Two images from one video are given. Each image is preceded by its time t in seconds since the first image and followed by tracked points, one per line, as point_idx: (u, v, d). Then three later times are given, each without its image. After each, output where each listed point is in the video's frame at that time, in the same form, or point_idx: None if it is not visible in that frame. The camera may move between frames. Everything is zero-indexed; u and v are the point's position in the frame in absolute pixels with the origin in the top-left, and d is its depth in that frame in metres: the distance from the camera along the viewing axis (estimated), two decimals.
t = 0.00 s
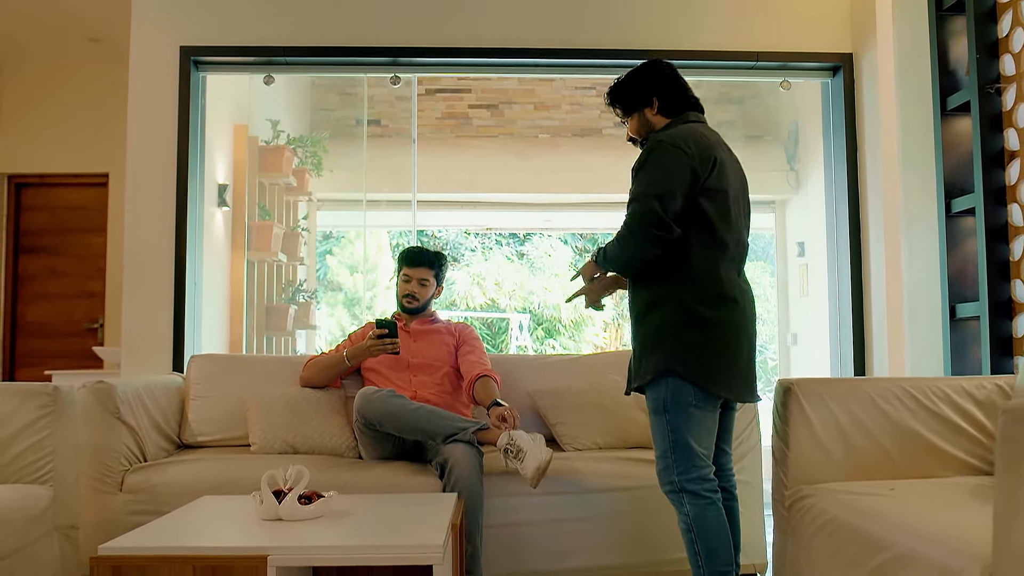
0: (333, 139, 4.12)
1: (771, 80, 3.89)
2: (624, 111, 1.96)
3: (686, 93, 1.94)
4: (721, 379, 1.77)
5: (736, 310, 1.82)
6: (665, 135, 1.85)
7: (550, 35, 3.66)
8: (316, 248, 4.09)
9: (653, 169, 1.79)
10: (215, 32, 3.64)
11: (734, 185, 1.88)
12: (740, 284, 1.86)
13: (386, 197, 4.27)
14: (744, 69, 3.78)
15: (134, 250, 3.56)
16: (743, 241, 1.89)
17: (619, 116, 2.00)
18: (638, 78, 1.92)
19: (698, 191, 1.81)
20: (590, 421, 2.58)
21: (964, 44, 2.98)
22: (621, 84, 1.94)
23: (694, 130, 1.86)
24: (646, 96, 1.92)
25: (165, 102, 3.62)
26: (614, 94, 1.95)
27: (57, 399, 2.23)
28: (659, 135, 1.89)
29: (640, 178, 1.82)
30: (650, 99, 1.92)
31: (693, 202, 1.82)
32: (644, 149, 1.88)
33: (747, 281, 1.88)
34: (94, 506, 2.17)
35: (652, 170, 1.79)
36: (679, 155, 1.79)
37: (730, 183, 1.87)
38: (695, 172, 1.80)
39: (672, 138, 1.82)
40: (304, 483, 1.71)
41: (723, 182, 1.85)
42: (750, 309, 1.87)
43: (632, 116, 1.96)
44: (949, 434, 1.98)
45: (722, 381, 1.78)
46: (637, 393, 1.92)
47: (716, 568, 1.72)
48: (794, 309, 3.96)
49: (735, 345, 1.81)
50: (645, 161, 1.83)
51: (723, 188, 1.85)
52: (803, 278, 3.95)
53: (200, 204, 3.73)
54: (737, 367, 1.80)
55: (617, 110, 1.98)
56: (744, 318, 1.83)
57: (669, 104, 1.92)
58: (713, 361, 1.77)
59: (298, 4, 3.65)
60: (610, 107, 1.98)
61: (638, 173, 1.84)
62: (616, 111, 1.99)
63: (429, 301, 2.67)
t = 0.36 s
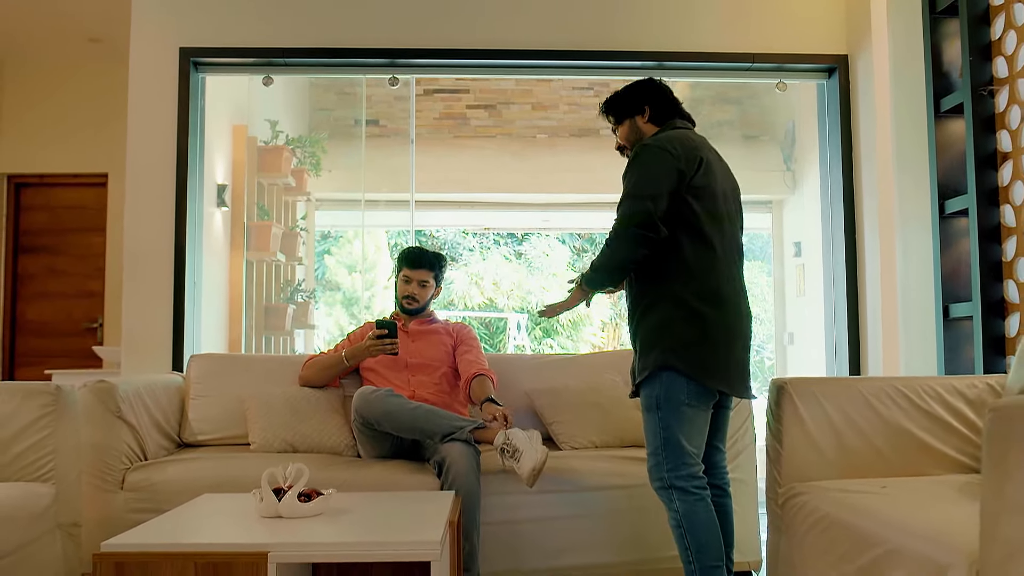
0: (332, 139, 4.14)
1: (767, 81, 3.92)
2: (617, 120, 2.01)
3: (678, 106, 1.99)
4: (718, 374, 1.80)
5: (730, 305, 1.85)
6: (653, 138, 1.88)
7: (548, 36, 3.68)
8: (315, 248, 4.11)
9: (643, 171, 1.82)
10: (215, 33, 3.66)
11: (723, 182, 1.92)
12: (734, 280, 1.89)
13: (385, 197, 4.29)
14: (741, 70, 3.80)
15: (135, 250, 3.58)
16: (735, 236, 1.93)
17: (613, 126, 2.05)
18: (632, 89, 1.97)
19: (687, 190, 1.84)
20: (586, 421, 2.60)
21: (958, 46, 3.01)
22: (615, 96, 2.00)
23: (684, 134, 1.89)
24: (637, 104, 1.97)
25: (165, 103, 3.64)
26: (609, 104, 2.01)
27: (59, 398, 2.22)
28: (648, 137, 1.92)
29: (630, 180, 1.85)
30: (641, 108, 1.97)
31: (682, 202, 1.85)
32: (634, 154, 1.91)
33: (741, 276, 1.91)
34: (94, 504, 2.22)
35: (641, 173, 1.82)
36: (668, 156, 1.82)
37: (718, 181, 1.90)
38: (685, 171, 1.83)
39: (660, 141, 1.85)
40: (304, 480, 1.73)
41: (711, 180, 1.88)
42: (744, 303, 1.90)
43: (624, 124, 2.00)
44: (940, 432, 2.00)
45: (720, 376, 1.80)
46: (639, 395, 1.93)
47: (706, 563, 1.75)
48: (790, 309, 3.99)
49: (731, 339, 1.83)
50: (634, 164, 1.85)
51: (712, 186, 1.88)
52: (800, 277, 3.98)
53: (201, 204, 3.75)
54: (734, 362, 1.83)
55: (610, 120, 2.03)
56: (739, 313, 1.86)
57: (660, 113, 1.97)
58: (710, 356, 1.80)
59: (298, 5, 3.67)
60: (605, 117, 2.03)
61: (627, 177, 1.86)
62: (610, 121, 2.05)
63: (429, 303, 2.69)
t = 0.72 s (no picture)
0: (332, 138, 4.13)
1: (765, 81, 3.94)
2: (613, 129, 2.04)
3: (672, 111, 2.01)
4: (718, 371, 1.82)
5: (730, 303, 1.87)
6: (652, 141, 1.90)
7: (547, 36, 3.70)
8: (316, 247, 4.09)
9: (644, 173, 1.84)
10: (216, 33, 3.68)
11: (720, 184, 1.95)
12: (732, 279, 1.91)
13: (385, 196, 4.29)
14: (739, 70, 3.82)
15: (136, 249, 3.61)
16: (733, 236, 1.96)
17: (609, 134, 2.08)
18: (626, 97, 2.00)
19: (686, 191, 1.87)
20: (585, 419, 2.62)
21: (953, 47, 3.03)
22: (609, 105, 2.02)
23: (680, 137, 1.92)
24: (630, 114, 1.99)
25: (166, 102, 3.66)
26: (604, 113, 2.03)
27: (62, 396, 2.21)
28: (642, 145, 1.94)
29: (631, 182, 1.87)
30: (635, 117, 1.99)
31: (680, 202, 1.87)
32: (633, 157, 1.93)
33: (739, 274, 1.94)
34: (98, 501, 2.24)
35: (642, 173, 1.84)
36: (667, 157, 1.85)
37: (715, 182, 1.94)
38: (683, 173, 1.87)
39: (658, 143, 1.88)
40: (305, 477, 1.75)
41: (709, 181, 1.92)
42: (743, 301, 1.92)
43: (619, 133, 2.03)
44: (934, 430, 2.02)
45: (719, 372, 1.83)
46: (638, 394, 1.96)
47: (700, 556, 1.77)
48: (789, 308, 3.99)
49: (732, 337, 1.86)
50: (634, 165, 1.87)
51: (709, 187, 1.91)
52: (798, 276, 3.98)
53: (201, 203, 3.77)
54: (734, 359, 1.86)
55: (606, 128, 2.06)
56: (738, 310, 1.89)
57: (654, 121, 1.99)
58: (711, 354, 1.82)
59: (298, 5, 3.69)
60: (600, 125, 2.06)
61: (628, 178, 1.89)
62: (606, 129, 2.07)
63: (429, 302, 2.72)
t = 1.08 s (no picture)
0: (333, 137, 4.15)
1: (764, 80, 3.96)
2: (617, 123, 2.05)
3: (676, 108, 2.03)
4: (713, 373, 1.85)
5: (728, 308, 1.90)
6: (660, 144, 1.92)
7: (546, 35, 3.72)
8: (315, 245, 4.12)
9: (652, 175, 1.85)
10: (217, 33, 3.70)
11: (721, 191, 1.99)
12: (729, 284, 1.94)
13: (385, 194, 4.28)
14: (738, 69, 3.84)
15: (138, 248, 3.63)
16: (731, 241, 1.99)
17: (612, 127, 2.09)
18: (632, 93, 2.01)
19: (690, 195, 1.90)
20: (583, 415, 2.65)
21: (950, 47, 3.05)
22: (616, 98, 2.03)
23: (685, 140, 1.94)
24: (635, 111, 2.01)
25: (167, 102, 3.68)
26: (609, 107, 2.05)
27: (67, 392, 2.23)
28: (648, 145, 1.97)
29: (639, 182, 1.88)
30: (640, 114, 2.01)
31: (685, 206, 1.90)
32: (639, 157, 1.94)
33: (736, 280, 1.97)
34: (102, 497, 2.28)
35: (651, 175, 1.85)
36: (675, 161, 1.87)
37: (717, 189, 1.97)
38: (689, 178, 1.89)
39: (666, 146, 1.90)
40: (307, 472, 1.77)
41: (711, 187, 1.95)
42: (740, 306, 1.96)
43: (623, 128, 2.05)
44: (927, 426, 2.05)
45: (714, 375, 1.86)
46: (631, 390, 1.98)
47: (691, 547, 1.80)
48: (788, 306, 4.01)
49: (728, 341, 1.89)
50: (642, 167, 1.88)
51: (711, 194, 1.94)
52: (797, 275, 3.99)
53: (203, 202, 3.79)
54: (729, 362, 1.89)
55: (610, 122, 2.07)
56: (735, 315, 1.92)
57: (658, 119, 2.01)
58: (709, 356, 1.85)
59: (299, 5, 3.71)
60: (604, 119, 2.07)
61: (635, 179, 1.90)
62: (610, 123, 2.09)
63: (428, 300, 2.75)
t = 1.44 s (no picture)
0: (332, 135, 4.16)
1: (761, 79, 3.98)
2: (613, 123, 2.07)
3: (671, 109, 2.05)
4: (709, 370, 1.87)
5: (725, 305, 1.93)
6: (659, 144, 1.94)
7: (545, 35, 3.74)
8: (315, 243, 4.13)
9: (654, 173, 1.87)
10: (217, 32, 3.72)
11: (716, 191, 2.01)
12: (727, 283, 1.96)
13: (385, 192, 4.26)
14: (735, 68, 3.86)
15: (139, 247, 3.66)
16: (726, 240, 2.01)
17: (609, 127, 2.11)
18: (629, 93, 2.04)
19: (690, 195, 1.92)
20: (582, 412, 2.67)
21: (946, 47, 3.07)
22: (613, 100, 2.06)
23: (682, 142, 1.97)
24: (632, 111, 2.03)
25: (168, 101, 3.71)
26: (606, 107, 2.07)
27: (71, 389, 2.23)
28: (644, 144, 1.99)
29: (642, 180, 1.89)
30: (637, 113, 2.03)
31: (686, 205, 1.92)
32: (638, 156, 1.96)
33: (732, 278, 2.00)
34: (105, 493, 2.30)
35: (653, 173, 1.87)
36: (676, 161, 1.89)
37: (713, 189, 2.00)
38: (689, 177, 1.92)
39: (665, 146, 1.92)
40: (308, 468, 1.80)
41: (709, 187, 1.97)
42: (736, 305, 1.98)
43: (620, 127, 2.07)
44: (922, 423, 2.07)
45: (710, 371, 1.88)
46: (626, 385, 2.00)
47: (682, 538, 1.83)
48: (786, 304, 4.02)
49: (724, 339, 1.91)
50: (643, 165, 1.90)
51: (709, 193, 1.96)
52: (796, 272, 4.01)
53: (204, 201, 3.82)
54: (725, 360, 1.91)
55: (607, 121, 2.09)
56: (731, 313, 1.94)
57: (655, 119, 2.03)
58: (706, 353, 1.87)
59: (300, 5, 3.73)
60: (601, 119, 2.10)
61: (636, 177, 1.91)
62: (606, 123, 2.11)
63: (428, 299, 2.77)
